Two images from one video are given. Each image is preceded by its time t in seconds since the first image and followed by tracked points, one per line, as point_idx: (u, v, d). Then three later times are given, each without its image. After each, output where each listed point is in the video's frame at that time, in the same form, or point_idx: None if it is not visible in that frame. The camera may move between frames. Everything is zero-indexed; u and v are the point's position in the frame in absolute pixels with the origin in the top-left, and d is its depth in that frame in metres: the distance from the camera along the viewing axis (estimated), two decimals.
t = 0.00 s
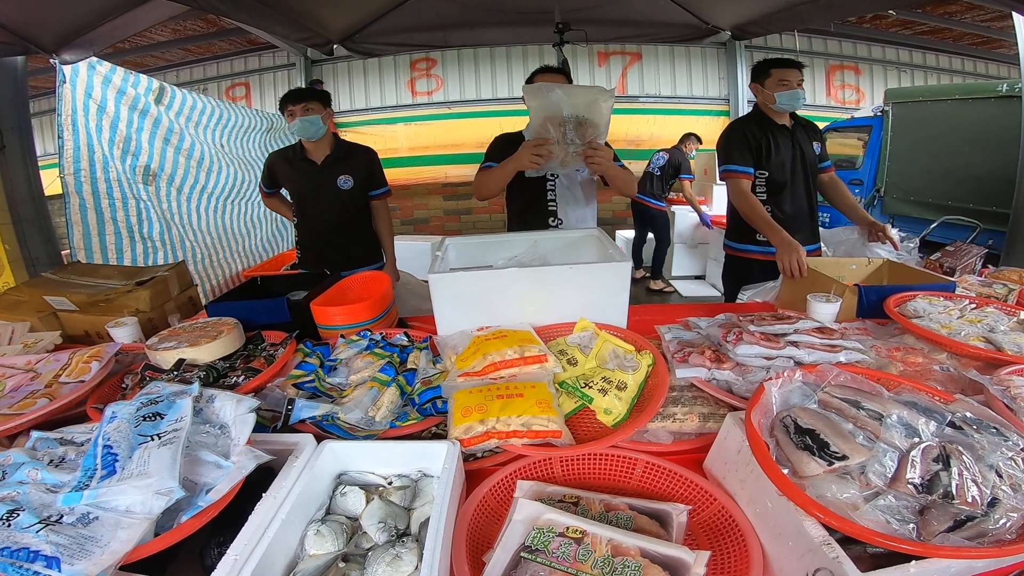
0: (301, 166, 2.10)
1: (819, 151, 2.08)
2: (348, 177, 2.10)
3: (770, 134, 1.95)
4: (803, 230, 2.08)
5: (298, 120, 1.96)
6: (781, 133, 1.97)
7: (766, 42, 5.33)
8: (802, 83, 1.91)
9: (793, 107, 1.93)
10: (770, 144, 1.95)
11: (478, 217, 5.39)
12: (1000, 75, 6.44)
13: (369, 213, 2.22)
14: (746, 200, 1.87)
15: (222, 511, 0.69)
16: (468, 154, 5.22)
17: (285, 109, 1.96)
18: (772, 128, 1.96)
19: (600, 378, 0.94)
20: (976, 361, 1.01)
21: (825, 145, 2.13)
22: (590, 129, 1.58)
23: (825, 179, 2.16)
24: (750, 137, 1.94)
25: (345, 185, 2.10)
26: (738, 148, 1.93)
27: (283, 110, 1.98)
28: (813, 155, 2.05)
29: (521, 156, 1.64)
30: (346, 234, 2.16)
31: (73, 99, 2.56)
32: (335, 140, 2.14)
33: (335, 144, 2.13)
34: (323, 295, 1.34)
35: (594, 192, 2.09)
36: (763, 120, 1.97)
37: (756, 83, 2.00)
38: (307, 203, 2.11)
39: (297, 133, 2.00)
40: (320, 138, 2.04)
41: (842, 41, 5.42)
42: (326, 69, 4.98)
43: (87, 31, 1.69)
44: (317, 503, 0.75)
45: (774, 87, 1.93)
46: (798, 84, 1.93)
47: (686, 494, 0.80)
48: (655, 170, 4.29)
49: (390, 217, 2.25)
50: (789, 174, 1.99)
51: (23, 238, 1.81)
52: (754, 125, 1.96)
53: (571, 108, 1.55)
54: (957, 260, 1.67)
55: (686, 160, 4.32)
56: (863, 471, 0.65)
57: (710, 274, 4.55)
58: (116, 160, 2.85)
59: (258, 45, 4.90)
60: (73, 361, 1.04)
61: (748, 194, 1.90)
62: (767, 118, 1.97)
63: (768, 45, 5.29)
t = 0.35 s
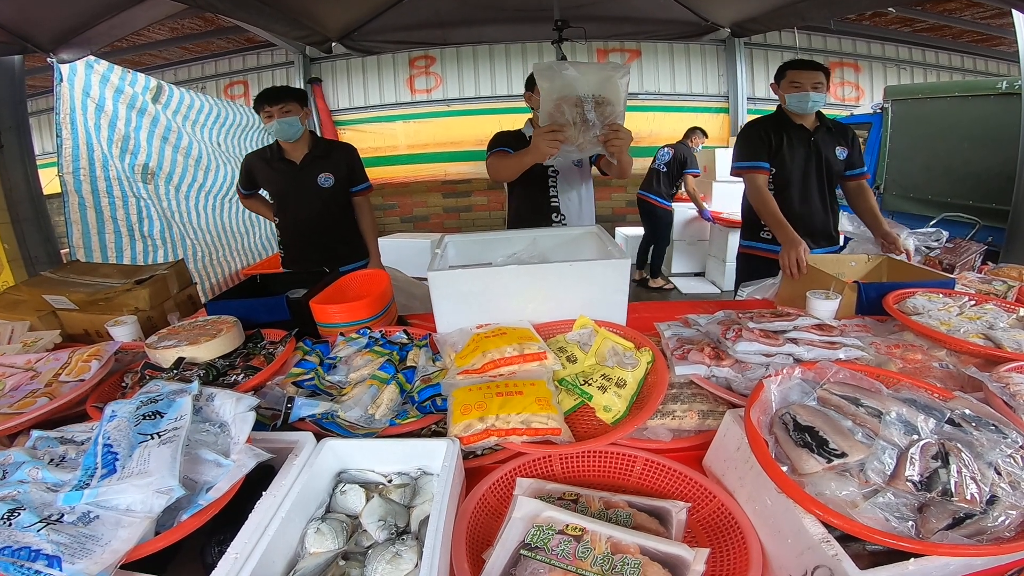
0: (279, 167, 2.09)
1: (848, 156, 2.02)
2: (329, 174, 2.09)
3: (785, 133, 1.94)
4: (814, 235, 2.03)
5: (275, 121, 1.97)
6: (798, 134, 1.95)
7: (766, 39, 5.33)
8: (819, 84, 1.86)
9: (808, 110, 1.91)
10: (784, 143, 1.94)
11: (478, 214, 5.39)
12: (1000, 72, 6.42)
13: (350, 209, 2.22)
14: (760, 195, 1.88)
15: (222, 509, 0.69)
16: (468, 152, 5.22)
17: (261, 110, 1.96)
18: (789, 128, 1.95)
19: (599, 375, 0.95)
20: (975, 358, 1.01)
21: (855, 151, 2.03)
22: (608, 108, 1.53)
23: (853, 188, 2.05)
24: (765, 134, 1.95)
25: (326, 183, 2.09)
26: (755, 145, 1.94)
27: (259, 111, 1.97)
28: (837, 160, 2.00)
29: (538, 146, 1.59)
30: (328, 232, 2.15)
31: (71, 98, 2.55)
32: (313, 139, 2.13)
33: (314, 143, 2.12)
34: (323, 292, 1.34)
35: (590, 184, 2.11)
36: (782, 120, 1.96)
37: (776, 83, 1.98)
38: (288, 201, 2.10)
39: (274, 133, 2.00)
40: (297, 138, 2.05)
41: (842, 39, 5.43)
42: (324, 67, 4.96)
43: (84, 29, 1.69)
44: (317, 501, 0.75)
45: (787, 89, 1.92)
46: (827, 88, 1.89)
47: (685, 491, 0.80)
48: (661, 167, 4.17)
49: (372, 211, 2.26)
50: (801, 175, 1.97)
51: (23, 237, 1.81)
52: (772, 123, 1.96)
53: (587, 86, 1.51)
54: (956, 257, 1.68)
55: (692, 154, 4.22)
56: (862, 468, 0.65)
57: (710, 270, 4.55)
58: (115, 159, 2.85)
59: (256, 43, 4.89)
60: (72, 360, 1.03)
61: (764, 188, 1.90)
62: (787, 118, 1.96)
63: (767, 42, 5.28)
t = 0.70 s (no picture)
0: (288, 163, 2.09)
1: (858, 155, 2.02)
2: (338, 172, 2.10)
3: (796, 130, 1.94)
4: (829, 233, 2.02)
5: (291, 121, 1.97)
6: (809, 132, 1.95)
7: (766, 38, 5.32)
8: (824, 82, 1.86)
9: (813, 107, 1.89)
10: (795, 140, 1.94)
11: (478, 213, 5.38)
12: (1001, 70, 6.40)
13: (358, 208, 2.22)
14: (766, 193, 1.88)
15: (223, 508, 0.69)
16: (467, 151, 5.21)
17: (279, 105, 1.95)
18: (800, 125, 1.94)
19: (599, 374, 0.95)
20: (975, 356, 1.01)
21: (865, 150, 2.04)
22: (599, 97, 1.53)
23: (858, 187, 2.06)
24: (776, 131, 1.94)
25: (336, 180, 2.10)
26: (764, 142, 1.93)
27: (276, 107, 1.96)
28: (849, 158, 1.99)
29: (529, 134, 1.60)
30: (336, 231, 2.15)
31: (71, 97, 2.55)
32: (324, 136, 2.14)
33: (325, 141, 2.14)
34: (322, 291, 1.34)
35: (590, 180, 2.09)
36: (793, 117, 1.96)
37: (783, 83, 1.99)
38: (297, 198, 2.10)
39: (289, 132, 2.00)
40: (311, 138, 2.05)
41: (842, 37, 5.42)
42: (324, 66, 4.96)
43: (84, 28, 1.68)
44: (317, 500, 0.75)
45: (793, 87, 1.92)
46: (833, 86, 1.88)
47: (685, 490, 0.80)
48: (665, 166, 4.16)
49: (381, 212, 2.26)
50: (815, 172, 1.96)
51: (22, 236, 1.80)
52: (783, 120, 1.95)
53: (580, 76, 1.50)
54: (955, 255, 1.68)
55: (695, 151, 4.15)
56: (862, 467, 0.65)
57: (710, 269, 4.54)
58: (114, 158, 2.84)
59: (255, 42, 4.88)
60: (72, 360, 1.03)
61: (770, 186, 1.90)
62: (798, 115, 1.96)
63: (767, 40, 5.27)
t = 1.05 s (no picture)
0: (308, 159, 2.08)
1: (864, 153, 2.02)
2: (359, 171, 2.12)
3: (801, 129, 1.94)
4: (835, 232, 2.02)
5: (316, 118, 1.91)
6: (815, 131, 1.95)
7: (766, 37, 5.32)
8: (830, 82, 1.86)
9: (815, 106, 1.90)
10: (802, 139, 1.94)
11: (478, 213, 5.30)
12: (1002, 70, 6.39)
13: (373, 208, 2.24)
14: (770, 192, 1.88)
15: (223, 507, 0.69)
16: (467, 150, 5.21)
17: (306, 100, 1.90)
18: (806, 124, 1.94)
19: (599, 373, 0.95)
20: (975, 355, 1.01)
21: (870, 149, 2.04)
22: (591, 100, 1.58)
23: (862, 186, 2.06)
24: (782, 130, 1.94)
25: (356, 179, 2.11)
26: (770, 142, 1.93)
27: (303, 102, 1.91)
28: (855, 158, 2.00)
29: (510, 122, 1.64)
30: (354, 230, 2.15)
31: (71, 96, 2.54)
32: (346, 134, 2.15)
33: (343, 140, 2.11)
34: (323, 291, 1.33)
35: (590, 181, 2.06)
36: (799, 116, 1.95)
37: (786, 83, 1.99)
38: (316, 197, 2.08)
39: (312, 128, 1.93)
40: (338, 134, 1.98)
41: (842, 37, 5.42)
42: (323, 65, 4.95)
43: (83, 28, 1.68)
44: (317, 499, 0.75)
45: (796, 87, 1.92)
46: (838, 86, 1.88)
47: (685, 489, 0.80)
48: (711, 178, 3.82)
49: (395, 213, 2.30)
50: (822, 171, 1.96)
51: (22, 236, 1.80)
52: (788, 120, 1.95)
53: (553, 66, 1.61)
54: (956, 254, 1.67)
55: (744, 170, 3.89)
56: (862, 466, 0.65)
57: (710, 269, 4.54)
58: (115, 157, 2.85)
59: (255, 41, 4.88)
60: (72, 360, 1.03)
61: (774, 185, 1.90)
62: (804, 115, 1.95)
63: (767, 40, 5.27)
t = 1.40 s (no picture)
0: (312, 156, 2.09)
1: (867, 152, 2.02)
2: (361, 170, 2.11)
3: (805, 127, 1.94)
4: (838, 231, 2.02)
5: (323, 116, 1.93)
6: (819, 129, 1.95)
7: (766, 37, 5.32)
8: (835, 81, 1.86)
9: (821, 105, 1.89)
10: (806, 138, 1.94)
11: (477, 211, 5.38)
12: (1003, 70, 6.38)
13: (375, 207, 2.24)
14: (772, 191, 1.87)
15: (223, 507, 0.69)
16: (467, 150, 5.20)
17: (316, 98, 1.92)
18: (809, 123, 1.94)
19: (600, 373, 0.95)
20: (975, 355, 1.01)
21: (872, 148, 2.04)
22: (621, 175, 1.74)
23: (864, 185, 2.06)
24: (786, 129, 1.94)
25: (358, 178, 2.11)
26: (773, 141, 1.93)
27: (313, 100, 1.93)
28: (859, 157, 2.00)
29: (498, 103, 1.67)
30: (355, 229, 2.14)
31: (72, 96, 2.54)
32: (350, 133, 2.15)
33: (348, 139, 2.12)
34: (323, 291, 1.33)
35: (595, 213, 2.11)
36: (802, 115, 1.96)
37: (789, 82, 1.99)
38: (318, 194, 2.09)
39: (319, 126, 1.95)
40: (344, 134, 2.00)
41: (842, 36, 5.42)
42: (323, 65, 4.95)
43: (83, 27, 1.68)
44: (318, 499, 0.76)
45: (800, 87, 1.92)
46: (841, 85, 1.88)
47: (684, 489, 0.80)
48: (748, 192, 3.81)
49: (397, 213, 2.30)
50: (826, 169, 1.96)
51: (22, 235, 1.80)
52: (791, 118, 1.95)
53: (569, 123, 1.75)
54: (957, 254, 1.67)
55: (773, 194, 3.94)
56: (862, 465, 0.65)
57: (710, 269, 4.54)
58: (116, 157, 2.85)
59: (255, 41, 4.88)
60: (72, 359, 1.03)
61: (777, 184, 1.89)
62: (808, 114, 1.96)
63: (767, 39, 5.27)
